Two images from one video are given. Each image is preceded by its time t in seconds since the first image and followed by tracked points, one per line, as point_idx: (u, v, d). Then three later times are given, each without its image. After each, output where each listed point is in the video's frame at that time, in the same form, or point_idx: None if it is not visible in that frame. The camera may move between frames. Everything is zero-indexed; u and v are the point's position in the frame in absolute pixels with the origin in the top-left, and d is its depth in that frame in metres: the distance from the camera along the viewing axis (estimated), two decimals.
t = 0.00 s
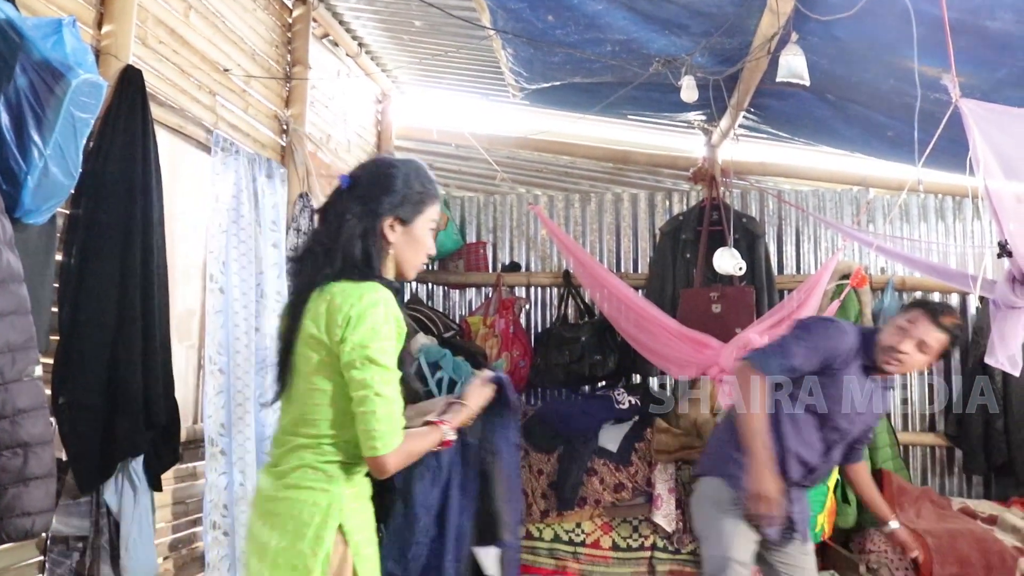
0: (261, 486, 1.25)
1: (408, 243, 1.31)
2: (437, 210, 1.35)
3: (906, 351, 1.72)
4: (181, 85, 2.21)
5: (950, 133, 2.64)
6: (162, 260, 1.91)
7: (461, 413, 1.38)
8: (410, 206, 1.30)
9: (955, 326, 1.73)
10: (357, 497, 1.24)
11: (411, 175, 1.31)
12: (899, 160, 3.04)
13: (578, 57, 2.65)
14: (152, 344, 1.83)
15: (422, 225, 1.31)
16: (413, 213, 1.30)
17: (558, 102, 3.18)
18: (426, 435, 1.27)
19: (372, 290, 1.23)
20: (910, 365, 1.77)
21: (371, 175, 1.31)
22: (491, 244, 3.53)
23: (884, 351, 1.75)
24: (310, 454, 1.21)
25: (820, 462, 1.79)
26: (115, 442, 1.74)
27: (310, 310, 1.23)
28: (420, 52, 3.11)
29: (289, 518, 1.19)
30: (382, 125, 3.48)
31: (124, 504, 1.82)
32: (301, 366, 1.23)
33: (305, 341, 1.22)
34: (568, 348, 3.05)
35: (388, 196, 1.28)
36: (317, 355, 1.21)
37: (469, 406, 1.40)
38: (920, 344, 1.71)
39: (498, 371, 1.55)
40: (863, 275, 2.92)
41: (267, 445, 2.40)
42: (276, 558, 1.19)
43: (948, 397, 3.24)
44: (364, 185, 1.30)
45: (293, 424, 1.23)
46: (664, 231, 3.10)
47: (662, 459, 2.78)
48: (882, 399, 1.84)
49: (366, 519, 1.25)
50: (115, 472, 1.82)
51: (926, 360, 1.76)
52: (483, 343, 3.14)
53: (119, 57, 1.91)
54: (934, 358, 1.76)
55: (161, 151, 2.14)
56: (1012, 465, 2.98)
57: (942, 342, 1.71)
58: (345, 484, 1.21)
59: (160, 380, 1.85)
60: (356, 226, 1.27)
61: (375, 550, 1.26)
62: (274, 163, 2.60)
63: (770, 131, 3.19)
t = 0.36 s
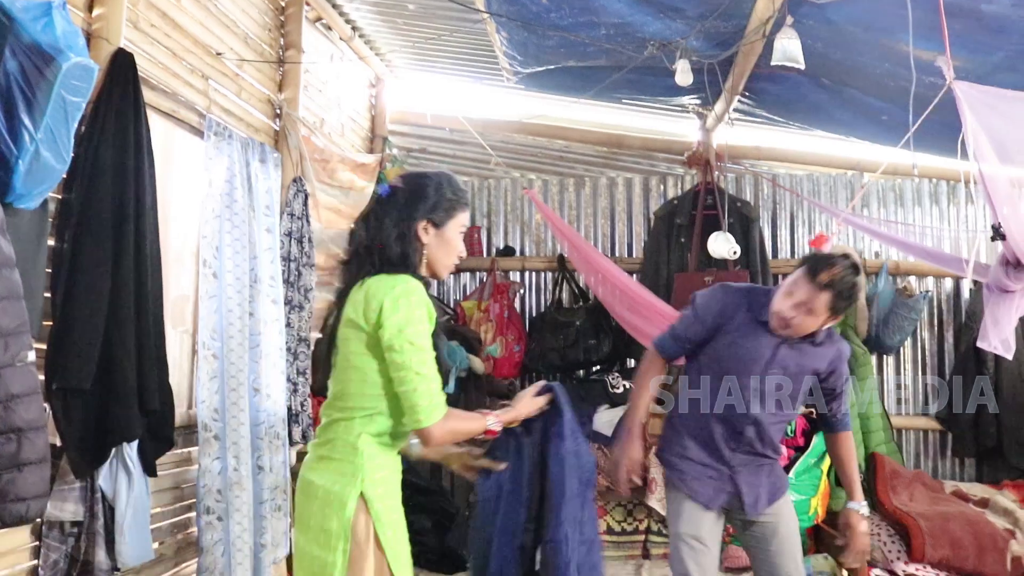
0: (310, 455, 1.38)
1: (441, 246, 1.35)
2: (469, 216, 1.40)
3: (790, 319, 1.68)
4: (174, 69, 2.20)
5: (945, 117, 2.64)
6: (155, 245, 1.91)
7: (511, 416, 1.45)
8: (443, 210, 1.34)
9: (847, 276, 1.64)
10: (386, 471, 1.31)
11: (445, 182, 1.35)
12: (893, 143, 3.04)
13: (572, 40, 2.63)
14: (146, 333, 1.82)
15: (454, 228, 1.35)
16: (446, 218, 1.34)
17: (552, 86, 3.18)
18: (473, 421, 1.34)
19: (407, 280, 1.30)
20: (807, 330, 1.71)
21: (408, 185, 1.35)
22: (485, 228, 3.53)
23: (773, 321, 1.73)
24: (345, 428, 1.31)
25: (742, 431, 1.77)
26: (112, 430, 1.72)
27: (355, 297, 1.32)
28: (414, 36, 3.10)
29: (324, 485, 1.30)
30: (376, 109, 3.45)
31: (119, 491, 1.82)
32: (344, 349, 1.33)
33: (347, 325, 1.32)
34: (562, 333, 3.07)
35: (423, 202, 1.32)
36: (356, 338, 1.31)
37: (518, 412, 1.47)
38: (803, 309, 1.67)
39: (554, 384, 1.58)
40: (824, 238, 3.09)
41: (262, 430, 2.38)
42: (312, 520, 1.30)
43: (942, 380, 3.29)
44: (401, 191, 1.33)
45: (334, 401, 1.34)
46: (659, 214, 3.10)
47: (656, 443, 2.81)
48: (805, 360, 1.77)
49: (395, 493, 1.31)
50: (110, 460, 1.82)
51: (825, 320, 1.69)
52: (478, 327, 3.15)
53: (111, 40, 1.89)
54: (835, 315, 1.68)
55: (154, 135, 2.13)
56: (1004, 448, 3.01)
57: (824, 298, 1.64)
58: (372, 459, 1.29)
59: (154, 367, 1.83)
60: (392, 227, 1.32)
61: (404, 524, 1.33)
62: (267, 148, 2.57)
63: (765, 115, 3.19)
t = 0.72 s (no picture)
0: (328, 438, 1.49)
1: (457, 244, 1.48)
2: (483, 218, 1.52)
3: (754, 304, 1.69)
4: (167, 62, 2.19)
5: (940, 110, 2.64)
6: (149, 239, 1.90)
7: (557, 400, 1.49)
8: (458, 212, 1.46)
9: (802, 251, 1.64)
10: (400, 456, 1.42)
11: (459, 185, 1.48)
12: (888, 137, 3.04)
13: (566, 34, 2.63)
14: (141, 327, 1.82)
15: (468, 228, 1.48)
16: (461, 218, 1.47)
17: (547, 80, 3.17)
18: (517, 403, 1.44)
19: (425, 276, 1.42)
20: (778, 314, 1.70)
21: (426, 189, 1.48)
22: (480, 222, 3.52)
23: (745, 313, 1.74)
24: (361, 413, 1.42)
25: (729, 427, 1.78)
26: (107, 423, 1.71)
27: (381, 292, 1.44)
28: (409, 29, 3.09)
29: (339, 466, 1.42)
30: (371, 103, 3.44)
31: (114, 485, 1.82)
32: (366, 340, 1.44)
33: (368, 317, 1.44)
34: (557, 327, 3.06)
35: (439, 204, 1.45)
36: (376, 329, 1.42)
37: (566, 398, 1.50)
38: (765, 294, 1.67)
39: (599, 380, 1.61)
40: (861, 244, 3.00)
41: (257, 424, 2.37)
42: (326, 499, 1.42)
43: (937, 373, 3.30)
44: (423, 195, 1.47)
45: (355, 389, 1.45)
46: (654, 209, 3.10)
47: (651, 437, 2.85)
48: (786, 353, 1.75)
49: (406, 476, 1.42)
50: (105, 453, 1.82)
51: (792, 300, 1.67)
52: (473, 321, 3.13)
53: (104, 34, 1.88)
54: (801, 292, 1.67)
55: (148, 129, 2.12)
56: (998, 441, 3.04)
57: (782, 279, 1.64)
58: (387, 444, 1.40)
59: (148, 360, 1.83)
60: (412, 227, 1.45)
61: (412, 505, 1.44)
62: (261, 141, 2.56)
63: (760, 109, 3.19)
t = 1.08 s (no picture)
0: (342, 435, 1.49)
1: (463, 243, 1.49)
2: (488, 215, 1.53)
3: (770, 268, 1.74)
4: (164, 61, 2.19)
5: (937, 109, 2.65)
6: (146, 237, 1.90)
7: (551, 391, 1.58)
8: (463, 210, 1.47)
9: (809, 210, 1.75)
10: (414, 453, 1.43)
11: (461, 184, 1.49)
12: (885, 136, 3.05)
13: (564, 32, 2.63)
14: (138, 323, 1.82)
15: (473, 226, 1.48)
16: (467, 217, 1.47)
17: (544, 78, 3.18)
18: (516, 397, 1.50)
19: (435, 274, 1.42)
20: (797, 281, 1.75)
21: (430, 190, 1.49)
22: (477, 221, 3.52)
23: (765, 289, 1.80)
24: (375, 411, 1.42)
25: (762, 421, 1.80)
26: (103, 421, 1.71)
27: (389, 291, 1.44)
28: (407, 27, 3.09)
29: (353, 462, 1.42)
30: (369, 101, 3.44)
31: (110, 484, 1.82)
32: (376, 340, 1.44)
33: (379, 316, 1.44)
34: (554, 326, 3.06)
35: (444, 204, 1.46)
36: (387, 328, 1.42)
37: (559, 388, 1.59)
38: (779, 256, 1.74)
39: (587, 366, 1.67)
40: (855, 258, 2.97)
41: (255, 422, 2.37)
42: (340, 494, 1.42)
43: (933, 372, 3.31)
44: (428, 197, 1.47)
45: (367, 388, 1.45)
46: (651, 207, 3.10)
47: (648, 435, 2.85)
48: (808, 333, 1.78)
49: (420, 474, 1.43)
50: (102, 451, 1.81)
51: (807, 262, 1.74)
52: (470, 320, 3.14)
53: (101, 31, 1.89)
54: (815, 255, 1.74)
55: (145, 128, 2.12)
56: (995, 439, 3.06)
57: (795, 238, 1.72)
58: (402, 442, 1.40)
59: (145, 357, 1.83)
60: (417, 228, 1.46)
61: (425, 502, 1.45)
62: (259, 140, 2.56)
63: (757, 108, 3.20)
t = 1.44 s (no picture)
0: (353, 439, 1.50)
1: (456, 239, 1.48)
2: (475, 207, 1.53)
3: (767, 271, 1.73)
4: (162, 61, 2.19)
5: (934, 109, 2.65)
6: (143, 237, 1.90)
7: (542, 387, 1.69)
8: (451, 207, 1.47)
9: (804, 210, 1.73)
10: (423, 454, 1.42)
11: (451, 182, 1.49)
12: (882, 137, 3.05)
13: (561, 32, 2.63)
14: (135, 323, 1.81)
15: (463, 220, 1.48)
16: (455, 213, 1.47)
17: (542, 79, 3.18)
18: (508, 395, 1.55)
19: (429, 276, 1.42)
20: (796, 283, 1.73)
21: (416, 191, 1.49)
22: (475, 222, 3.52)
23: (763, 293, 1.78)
24: (380, 413, 1.42)
25: (763, 426, 1.80)
26: (100, 421, 1.71)
27: (384, 294, 1.45)
28: (405, 27, 3.09)
29: (363, 465, 1.42)
30: (366, 101, 3.44)
31: (108, 485, 1.81)
32: (375, 344, 1.45)
33: (376, 319, 1.45)
34: (552, 326, 3.06)
35: (434, 203, 1.46)
36: (384, 331, 1.43)
37: (549, 383, 1.70)
38: (775, 259, 1.72)
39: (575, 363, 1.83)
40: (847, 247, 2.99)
41: (253, 422, 2.37)
42: (351, 497, 1.42)
43: (931, 372, 3.31)
44: (413, 197, 1.48)
45: (371, 391, 1.45)
46: (650, 207, 3.12)
47: (645, 435, 2.86)
48: (809, 338, 1.78)
49: (429, 474, 1.43)
50: (99, 452, 1.81)
51: (805, 263, 1.72)
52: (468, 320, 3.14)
53: (98, 32, 1.88)
54: (812, 255, 1.72)
55: (143, 127, 2.12)
56: (992, 440, 3.04)
57: (789, 239, 1.70)
58: (410, 443, 1.40)
59: (142, 358, 1.83)
60: (410, 229, 1.47)
61: (436, 502, 1.44)
62: (256, 140, 2.56)
63: (755, 108, 3.20)
